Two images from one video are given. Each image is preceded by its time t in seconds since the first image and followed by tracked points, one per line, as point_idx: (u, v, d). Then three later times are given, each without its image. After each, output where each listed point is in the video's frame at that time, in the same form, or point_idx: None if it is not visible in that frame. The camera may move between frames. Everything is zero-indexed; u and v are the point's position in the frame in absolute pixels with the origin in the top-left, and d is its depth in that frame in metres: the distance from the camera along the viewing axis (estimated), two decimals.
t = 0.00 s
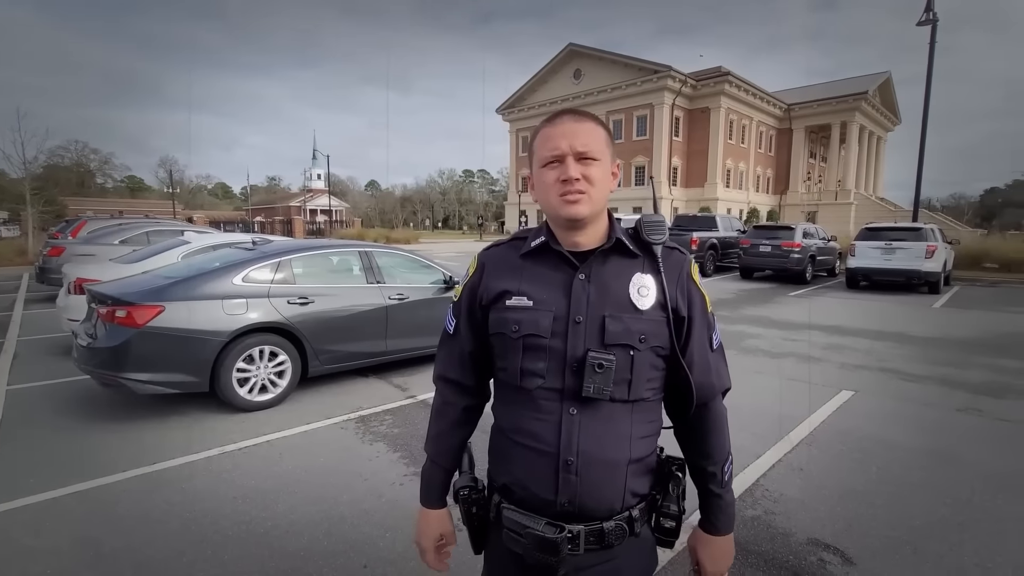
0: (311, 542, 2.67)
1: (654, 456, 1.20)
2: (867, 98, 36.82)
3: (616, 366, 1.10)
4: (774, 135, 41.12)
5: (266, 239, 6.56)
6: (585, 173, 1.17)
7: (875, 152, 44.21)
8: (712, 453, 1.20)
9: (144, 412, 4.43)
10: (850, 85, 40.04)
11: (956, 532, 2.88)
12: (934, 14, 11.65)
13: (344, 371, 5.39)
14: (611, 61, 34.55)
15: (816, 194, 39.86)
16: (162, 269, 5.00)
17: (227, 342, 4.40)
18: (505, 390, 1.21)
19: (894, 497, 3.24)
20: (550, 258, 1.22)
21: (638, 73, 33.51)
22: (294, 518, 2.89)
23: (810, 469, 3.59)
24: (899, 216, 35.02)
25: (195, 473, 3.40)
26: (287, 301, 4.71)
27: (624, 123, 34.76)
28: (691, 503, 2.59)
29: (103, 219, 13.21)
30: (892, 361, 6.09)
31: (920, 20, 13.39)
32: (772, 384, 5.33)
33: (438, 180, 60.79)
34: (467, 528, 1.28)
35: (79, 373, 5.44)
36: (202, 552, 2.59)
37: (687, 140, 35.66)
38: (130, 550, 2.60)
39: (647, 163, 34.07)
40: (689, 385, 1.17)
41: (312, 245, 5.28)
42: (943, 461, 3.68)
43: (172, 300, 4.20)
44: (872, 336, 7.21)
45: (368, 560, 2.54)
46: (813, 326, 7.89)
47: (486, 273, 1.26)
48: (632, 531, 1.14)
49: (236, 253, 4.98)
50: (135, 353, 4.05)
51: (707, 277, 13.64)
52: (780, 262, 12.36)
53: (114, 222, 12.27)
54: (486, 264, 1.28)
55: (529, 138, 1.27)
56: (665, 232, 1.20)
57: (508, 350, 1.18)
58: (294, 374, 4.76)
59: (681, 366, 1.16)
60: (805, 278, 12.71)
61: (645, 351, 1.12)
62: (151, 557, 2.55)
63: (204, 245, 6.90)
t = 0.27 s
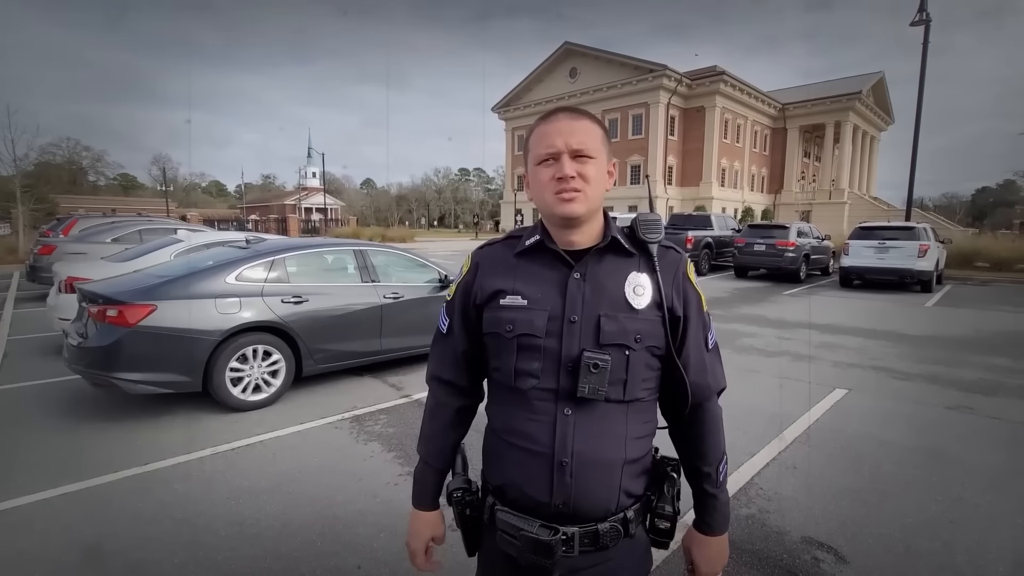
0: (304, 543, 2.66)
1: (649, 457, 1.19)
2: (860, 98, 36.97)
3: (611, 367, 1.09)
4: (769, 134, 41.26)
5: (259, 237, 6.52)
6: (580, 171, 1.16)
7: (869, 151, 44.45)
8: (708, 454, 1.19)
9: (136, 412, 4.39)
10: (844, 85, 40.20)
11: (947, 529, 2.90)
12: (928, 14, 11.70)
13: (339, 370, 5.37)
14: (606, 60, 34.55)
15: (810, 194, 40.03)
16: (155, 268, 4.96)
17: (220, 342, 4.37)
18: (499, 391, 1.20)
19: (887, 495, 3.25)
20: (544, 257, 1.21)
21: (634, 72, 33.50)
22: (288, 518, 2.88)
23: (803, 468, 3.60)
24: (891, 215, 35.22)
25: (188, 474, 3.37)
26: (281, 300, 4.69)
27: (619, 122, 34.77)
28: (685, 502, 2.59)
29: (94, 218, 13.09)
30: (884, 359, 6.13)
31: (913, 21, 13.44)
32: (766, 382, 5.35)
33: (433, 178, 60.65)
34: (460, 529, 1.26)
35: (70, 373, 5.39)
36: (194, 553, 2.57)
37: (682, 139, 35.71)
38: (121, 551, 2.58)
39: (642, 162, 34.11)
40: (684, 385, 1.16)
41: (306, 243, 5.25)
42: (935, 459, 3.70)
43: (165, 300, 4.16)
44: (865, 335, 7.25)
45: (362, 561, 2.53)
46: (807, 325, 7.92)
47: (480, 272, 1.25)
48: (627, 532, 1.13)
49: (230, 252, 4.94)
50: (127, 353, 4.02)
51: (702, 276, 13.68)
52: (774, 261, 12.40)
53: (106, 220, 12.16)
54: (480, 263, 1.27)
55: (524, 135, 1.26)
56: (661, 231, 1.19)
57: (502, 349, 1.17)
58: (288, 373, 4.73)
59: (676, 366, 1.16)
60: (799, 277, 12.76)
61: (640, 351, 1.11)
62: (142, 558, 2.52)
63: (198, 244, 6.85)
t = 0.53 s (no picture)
0: (295, 545, 2.64)
1: (637, 462, 1.18)
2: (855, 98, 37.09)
3: (598, 371, 1.08)
4: (764, 134, 41.37)
5: (252, 237, 6.49)
6: (566, 172, 1.15)
7: (863, 151, 44.62)
8: (696, 458, 1.18)
9: (127, 413, 4.35)
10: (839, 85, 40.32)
11: (938, 529, 2.91)
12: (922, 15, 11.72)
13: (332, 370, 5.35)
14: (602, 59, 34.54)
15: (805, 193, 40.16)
16: (146, 268, 4.92)
17: (212, 342, 4.34)
18: (485, 395, 1.19)
19: (879, 495, 3.26)
20: (532, 259, 1.20)
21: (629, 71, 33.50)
22: (279, 520, 2.86)
23: (796, 468, 3.61)
24: (886, 214, 35.38)
25: (178, 476, 3.35)
26: (274, 300, 4.66)
27: (615, 122, 34.77)
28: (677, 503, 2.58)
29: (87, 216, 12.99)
30: (877, 358, 6.15)
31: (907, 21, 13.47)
32: (760, 382, 5.35)
33: (429, 177, 60.55)
34: (447, 535, 1.25)
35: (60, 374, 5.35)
36: (183, 557, 2.55)
37: (678, 139, 35.76)
38: (109, 556, 2.55)
39: (638, 161, 34.14)
40: (672, 389, 1.15)
41: (299, 243, 5.22)
42: (927, 458, 3.72)
43: (156, 300, 4.13)
44: (859, 334, 7.27)
45: (353, 564, 2.51)
46: (801, 324, 7.94)
47: (467, 274, 1.23)
48: (614, 538, 1.12)
49: (222, 252, 4.91)
50: (117, 353, 3.98)
51: (697, 275, 13.70)
52: (769, 261, 12.43)
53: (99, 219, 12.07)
54: (467, 265, 1.25)
55: (511, 137, 1.25)
56: (649, 234, 1.18)
57: (488, 353, 1.16)
58: (281, 374, 4.71)
59: (664, 369, 1.15)
60: (794, 277, 12.80)
61: (628, 355, 1.10)
62: (130, 562, 2.50)
63: (190, 243, 6.80)
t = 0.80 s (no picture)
0: (289, 545, 2.64)
1: (628, 464, 1.17)
2: (855, 98, 37.08)
3: (587, 373, 1.07)
4: (764, 134, 41.37)
5: (249, 235, 6.47)
6: (555, 169, 1.14)
7: (863, 151, 44.64)
8: (688, 462, 1.17)
9: (122, 412, 4.34)
10: (839, 85, 40.32)
11: (934, 530, 2.90)
12: (921, 15, 11.71)
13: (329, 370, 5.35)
14: (602, 59, 34.50)
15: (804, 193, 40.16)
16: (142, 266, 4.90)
17: (208, 341, 4.33)
18: (475, 395, 1.18)
19: (875, 495, 3.26)
20: (522, 259, 1.19)
21: (629, 71, 33.48)
22: (273, 520, 2.85)
23: (793, 468, 3.61)
24: (885, 215, 35.39)
25: (173, 476, 3.34)
26: (271, 299, 4.65)
27: (615, 121, 34.74)
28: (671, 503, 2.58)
29: (85, 215, 12.96)
30: (875, 358, 6.15)
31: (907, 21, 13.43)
32: (757, 382, 5.35)
33: (429, 176, 60.52)
34: (436, 536, 1.25)
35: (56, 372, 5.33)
36: (177, 557, 2.54)
37: (678, 138, 35.74)
38: (102, 555, 2.54)
39: (638, 161, 34.11)
40: (664, 392, 1.14)
41: (297, 242, 5.21)
42: (923, 458, 3.72)
43: (151, 299, 4.12)
44: (856, 334, 7.27)
45: (348, 564, 2.51)
46: (799, 324, 7.93)
47: (457, 273, 1.23)
48: (605, 542, 1.11)
49: (219, 250, 4.90)
50: (112, 352, 3.97)
51: (696, 275, 13.69)
52: (768, 260, 12.43)
53: (97, 217, 12.04)
54: (458, 265, 1.25)
55: (502, 135, 1.24)
56: (641, 233, 1.17)
57: (477, 354, 1.15)
58: (278, 372, 4.70)
59: (656, 371, 1.14)
60: (793, 277, 12.80)
61: (618, 357, 1.10)
62: (124, 562, 2.49)
63: (187, 242, 6.78)
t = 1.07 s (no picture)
0: (284, 546, 2.63)
1: (618, 468, 1.16)
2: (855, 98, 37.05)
3: (576, 376, 1.07)
4: (764, 134, 41.33)
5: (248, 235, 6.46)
6: (543, 169, 1.13)
7: (863, 151, 44.61)
8: (679, 466, 1.17)
9: (120, 412, 4.34)
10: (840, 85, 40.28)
11: (931, 532, 2.90)
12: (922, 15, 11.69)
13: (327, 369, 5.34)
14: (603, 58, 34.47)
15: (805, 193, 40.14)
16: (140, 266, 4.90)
17: (205, 341, 4.32)
18: (464, 398, 1.18)
19: (872, 497, 3.25)
20: (512, 260, 1.19)
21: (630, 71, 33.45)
22: (269, 521, 2.85)
23: (790, 469, 3.60)
24: (885, 215, 35.38)
25: (169, 476, 3.34)
26: (269, 298, 4.65)
27: (616, 121, 34.72)
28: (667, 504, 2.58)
29: (84, 214, 12.96)
30: (873, 359, 6.14)
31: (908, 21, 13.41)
32: (755, 382, 5.35)
33: (430, 175, 60.51)
34: (426, 539, 1.24)
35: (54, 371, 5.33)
36: (171, 557, 2.54)
37: (678, 139, 35.71)
38: (97, 555, 2.54)
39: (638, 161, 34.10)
40: (654, 394, 1.14)
41: (295, 241, 5.20)
42: (920, 460, 3.71)
43: (149, 299, 4.12)
44: (855, 335, 7.26)
45: (342, 565, 2.51)
46: (798, 324, 7.92)
47: (447, 275, 1.22)
48: (594, 546, 1.10)
49: (217, 250, 4.89)
50: (109, 352, 3.97)
51: (696, 275, 13.68)
52: (767, 261, 12.42)
53: (96, 216, 12.04)
54: (447, 267, 1.24)
55: (491, 135, 1.23)
56: (632, 234, 1.16)
57: (466, 357, 1.15)
58: (276, 372, 4.70)
59: (646, 374, 1.13)
60: (792, 277, 12.79)
61: (607, 360, 1.09)
62: (118, 563, 2.49)
63: (186, 241, 6.78)
